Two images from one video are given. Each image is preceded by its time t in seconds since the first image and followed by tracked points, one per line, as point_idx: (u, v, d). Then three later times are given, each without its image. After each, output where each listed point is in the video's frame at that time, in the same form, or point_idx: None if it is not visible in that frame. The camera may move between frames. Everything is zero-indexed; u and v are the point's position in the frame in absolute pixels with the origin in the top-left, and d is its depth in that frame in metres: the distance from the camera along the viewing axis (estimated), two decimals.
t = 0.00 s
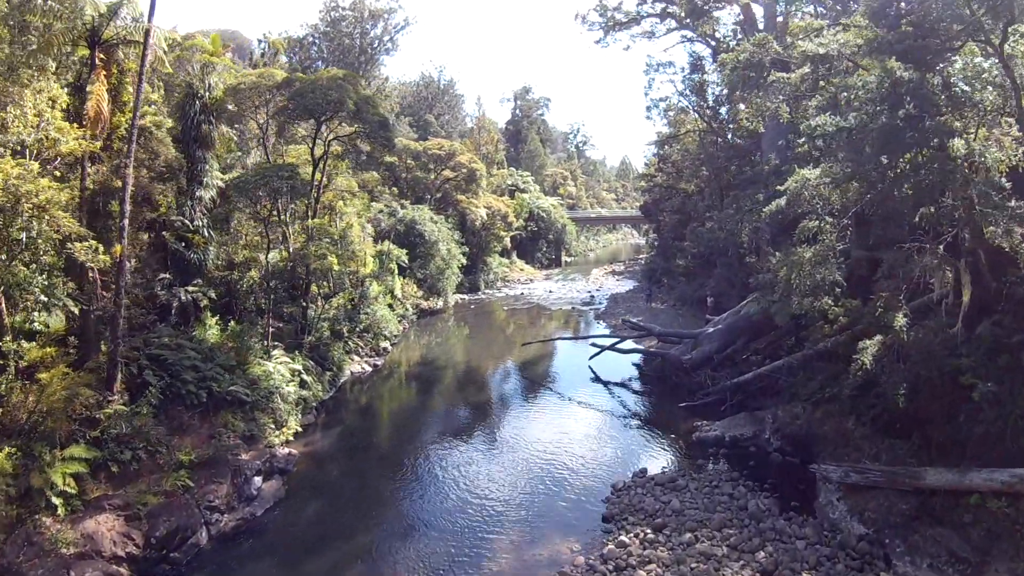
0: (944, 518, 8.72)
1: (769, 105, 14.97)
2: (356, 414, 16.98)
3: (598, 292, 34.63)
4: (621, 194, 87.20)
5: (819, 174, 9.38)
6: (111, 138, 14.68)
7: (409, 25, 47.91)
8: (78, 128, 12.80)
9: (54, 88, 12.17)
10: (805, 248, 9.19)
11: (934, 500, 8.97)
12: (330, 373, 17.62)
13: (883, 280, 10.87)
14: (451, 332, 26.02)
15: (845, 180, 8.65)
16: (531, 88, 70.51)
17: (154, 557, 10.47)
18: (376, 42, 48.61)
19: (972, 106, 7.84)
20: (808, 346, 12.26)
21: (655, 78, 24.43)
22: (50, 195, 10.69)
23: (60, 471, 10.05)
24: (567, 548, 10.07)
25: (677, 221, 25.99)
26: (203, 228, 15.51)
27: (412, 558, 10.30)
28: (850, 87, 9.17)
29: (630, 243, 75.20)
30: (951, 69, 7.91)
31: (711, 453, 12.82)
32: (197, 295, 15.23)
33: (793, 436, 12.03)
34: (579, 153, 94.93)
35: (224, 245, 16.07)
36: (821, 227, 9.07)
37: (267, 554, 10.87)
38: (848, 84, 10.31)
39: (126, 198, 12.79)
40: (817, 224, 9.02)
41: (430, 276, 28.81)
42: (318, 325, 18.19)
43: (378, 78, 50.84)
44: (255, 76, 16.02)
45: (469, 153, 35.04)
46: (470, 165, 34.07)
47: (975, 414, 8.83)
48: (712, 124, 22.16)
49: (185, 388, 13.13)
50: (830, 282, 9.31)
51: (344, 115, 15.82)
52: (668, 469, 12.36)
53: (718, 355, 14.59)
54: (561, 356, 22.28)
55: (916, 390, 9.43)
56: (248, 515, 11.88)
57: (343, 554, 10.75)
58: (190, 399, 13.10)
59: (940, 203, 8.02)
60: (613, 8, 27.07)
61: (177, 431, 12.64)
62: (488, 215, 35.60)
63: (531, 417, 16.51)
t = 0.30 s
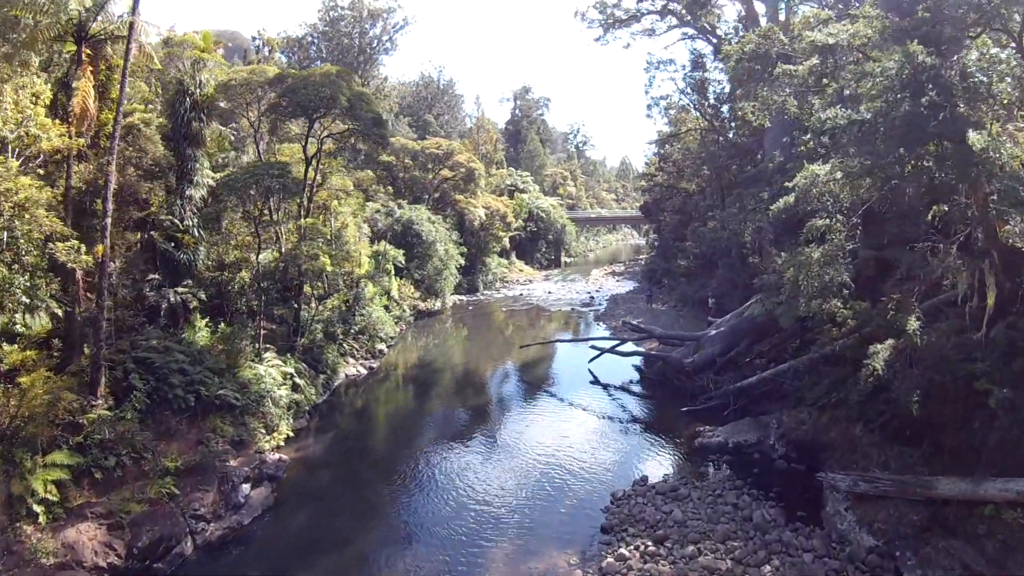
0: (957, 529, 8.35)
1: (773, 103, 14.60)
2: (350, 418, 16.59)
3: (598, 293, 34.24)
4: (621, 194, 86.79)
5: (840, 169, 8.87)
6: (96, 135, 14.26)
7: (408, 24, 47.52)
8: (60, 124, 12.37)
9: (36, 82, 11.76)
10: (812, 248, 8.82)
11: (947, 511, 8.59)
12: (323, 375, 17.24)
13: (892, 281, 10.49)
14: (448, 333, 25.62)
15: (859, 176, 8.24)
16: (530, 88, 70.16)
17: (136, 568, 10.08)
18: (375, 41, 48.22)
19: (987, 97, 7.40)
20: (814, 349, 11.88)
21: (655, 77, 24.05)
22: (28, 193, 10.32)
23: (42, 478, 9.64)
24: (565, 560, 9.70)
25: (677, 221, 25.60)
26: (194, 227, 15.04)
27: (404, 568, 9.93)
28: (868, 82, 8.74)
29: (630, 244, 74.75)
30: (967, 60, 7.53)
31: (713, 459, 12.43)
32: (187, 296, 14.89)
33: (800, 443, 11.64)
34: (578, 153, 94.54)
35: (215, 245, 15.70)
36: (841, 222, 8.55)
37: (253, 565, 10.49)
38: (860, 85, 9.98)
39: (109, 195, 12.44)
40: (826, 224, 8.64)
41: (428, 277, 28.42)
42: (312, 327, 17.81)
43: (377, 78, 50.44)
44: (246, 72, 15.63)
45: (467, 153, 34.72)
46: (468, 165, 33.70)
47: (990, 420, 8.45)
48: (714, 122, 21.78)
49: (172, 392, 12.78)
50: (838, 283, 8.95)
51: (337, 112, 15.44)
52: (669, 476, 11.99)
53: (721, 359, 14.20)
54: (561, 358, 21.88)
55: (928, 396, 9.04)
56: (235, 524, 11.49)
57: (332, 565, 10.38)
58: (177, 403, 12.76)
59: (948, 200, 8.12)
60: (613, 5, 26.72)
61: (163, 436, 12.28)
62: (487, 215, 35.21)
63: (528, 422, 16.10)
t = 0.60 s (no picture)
0: (968, 541, 8.01)
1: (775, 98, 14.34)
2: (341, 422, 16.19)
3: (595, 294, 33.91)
4: (618, 194, 86.54)
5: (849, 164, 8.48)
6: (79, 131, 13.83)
7: (405, 23, 47.16)
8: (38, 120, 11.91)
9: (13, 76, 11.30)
10: (818, 248, 8.46)
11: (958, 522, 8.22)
12: (314, 378, 16.84)
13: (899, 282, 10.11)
14: (444, 335, 25.23)
15: (868, 172, 7.87)
16: (527, 88, 69.88)
17: None
18: (372, 41, 47.86)
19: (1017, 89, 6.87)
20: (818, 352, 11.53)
21: (654, 74, 23.72)
22: None
23: (18, 486, 9.27)
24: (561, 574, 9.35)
25: (676, 220, 25.27)
26: (181, 227, 14.92)
27: None
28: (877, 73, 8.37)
29: (627, 244, 74.48)
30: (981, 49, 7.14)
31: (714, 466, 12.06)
32: (173, 297, 14.52)
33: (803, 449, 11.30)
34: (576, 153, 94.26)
35: (202, 245, 15.19)
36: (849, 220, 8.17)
37: None
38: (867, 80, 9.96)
39: (87, 191, 11.85)
40: (833, 223, 8.27)
41: (423, 278, 28.05)
42: (302, 329, 17.42)
43: (373, 77, 50.07)
44: (233, 67, 15.21)
45: (463, 152, 34.39)
46: (465, 164, 33.34)
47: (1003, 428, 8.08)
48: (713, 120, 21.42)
49: (155, 396, 12.42)
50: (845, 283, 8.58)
51: (327, 108, 15.02)
52: (667, 484, 11.62)
53: (721, 361, 13.79)
54: (557, 360, 21.50)
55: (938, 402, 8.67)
56: (219, 534, 11.07)
57: None
58: (160, 408, 12.39)
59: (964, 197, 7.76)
60: (610, 2, 26.37)
61: (145, 443, 11.88)
62: (483, 215, 34.84)
63: (524, 425, 15.72)
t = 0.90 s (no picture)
0: (982, 554, 7.62)
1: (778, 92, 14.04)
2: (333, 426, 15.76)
3: (593, 295, 33.49)
4: (617, 194, 86.14)
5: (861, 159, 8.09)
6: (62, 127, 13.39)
7: (402, 22, 46.72)
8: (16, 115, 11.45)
9: None
10: (825, 247, 8.09)
11: (973, 536, 7.82)
12: (305, 382, 16.44)
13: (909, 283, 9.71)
14: (439, 336, 24.81)
15: (879, 167, 7.49)
16: (525, 87, 69.51)
17: None
18: (369, 40, 47.46)
19: None
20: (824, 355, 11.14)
21: (652, 71, 23.34)
22: None
23: None
24: None
25: (675, 219, 24.86)
26: (168, 226, 14.46)
27: None
28: (889, 63, 7.99)
29: (626, 244, 74.09)
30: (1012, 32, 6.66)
31: (715, 473, 11.65)
32: (159, 299, 14.12)
33: (808, 456, 10.91)
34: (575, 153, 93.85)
35: (189, 245, 15.00)
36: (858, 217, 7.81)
37: None
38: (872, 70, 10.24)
39: (65, 187, 11.46)
40: (842, 221, 7.90)
41: (419, 279, 27.64)
42: (294, 331, 16.99)
43: (370, 77, 49.68)
44: (222, 62, 14.78)
45: (460, 151, 33.99)
46: (461, 163, 32.96)
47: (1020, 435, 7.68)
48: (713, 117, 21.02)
49: (139, 401, 12.02)
50: (853, 284, 8.21)
51: (316, 104, 14.60)
52: (667, 491, 11.23)
53: (722, 364, 13.37)
54: (555, 362, 21.08)
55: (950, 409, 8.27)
56: (202, 545, 10.66)
57: None
58: (144, 413, 11.99)
59: (978, 193, 7.42)
60: None
61: (129, 449, 11.49)
62: (481, 215, 34.44)
63: (520, 429, 15.31)
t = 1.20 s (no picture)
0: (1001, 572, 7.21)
1: (783, 86, 13.66)
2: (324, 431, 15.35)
3: (593, 295, 33.11)
4: (617, 195, 85.75)
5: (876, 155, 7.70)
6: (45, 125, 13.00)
7: (401, 22, 46.42)
8: None
9: None
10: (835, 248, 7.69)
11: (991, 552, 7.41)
12: (297, 386, 16.04)
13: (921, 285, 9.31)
14: (436, 338, 24.40)
15: (893, 164, 7.11)
16: (525, 87, 69.17)
17: None
18: (367, 40, 47.13)
19: None
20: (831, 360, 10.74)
21: (652, 70, 22.98)
22: None
23: None
24: None
25: (675, 220, 24.49)
26: (155, 227, 14.06)
27: None
28: (903, 55, 7.64)
29: (626, 245, 73.70)
30: None
31: (718, 482, 11.24)
32: (145, 302, 13.72)
33: (814, 465, 10.51)
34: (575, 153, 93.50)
35: (177, 246, 14.66)
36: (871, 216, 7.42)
37: None
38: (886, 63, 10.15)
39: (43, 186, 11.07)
40: (853, 220, 7.50)
41: (416, 280, 27.25)
42: (285, 334, 16.59)
43: (369, 77, 49.38)
44: (209, 59, 14.44)
45: (457, 151, 33.61)
46: (459, 163, 32.60)
47: None
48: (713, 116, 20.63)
49: (122, 407, 11.62)
50: (864, 287, 7.82)
51: (308, 101, 14.23)
52: (668, 501, 10.82)
53: (724, 369, 12.96)
54: (553, 365, 20.67)
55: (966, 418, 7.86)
56: (185, 557, 10.22)
57: None
58: (128, 419, 11.59)
59: (997, 190, 7.03)
60: None
61: (111, 457, 11.08)
62: (479, 215, 34.07)
63: (516, 435, 14.88)
